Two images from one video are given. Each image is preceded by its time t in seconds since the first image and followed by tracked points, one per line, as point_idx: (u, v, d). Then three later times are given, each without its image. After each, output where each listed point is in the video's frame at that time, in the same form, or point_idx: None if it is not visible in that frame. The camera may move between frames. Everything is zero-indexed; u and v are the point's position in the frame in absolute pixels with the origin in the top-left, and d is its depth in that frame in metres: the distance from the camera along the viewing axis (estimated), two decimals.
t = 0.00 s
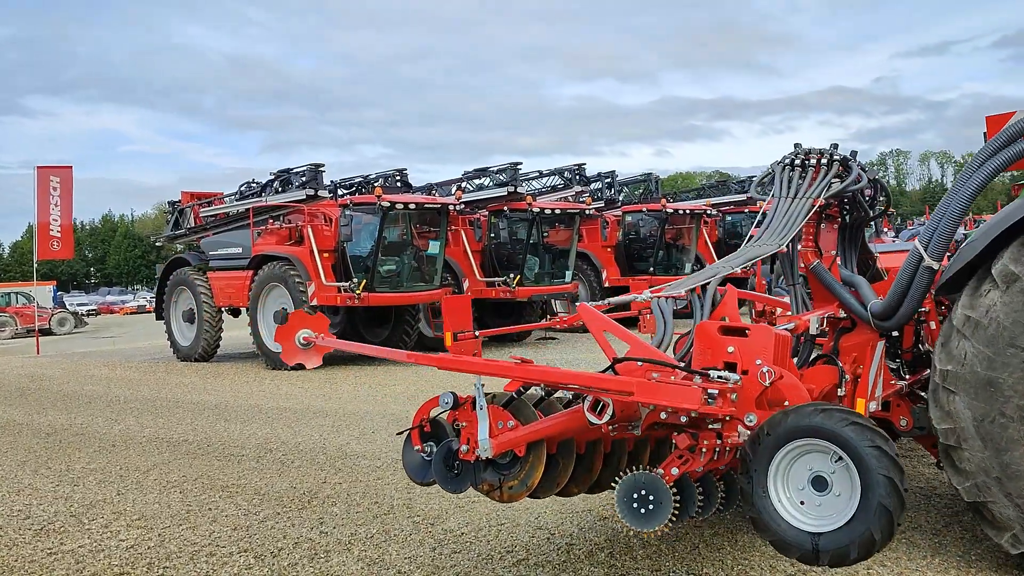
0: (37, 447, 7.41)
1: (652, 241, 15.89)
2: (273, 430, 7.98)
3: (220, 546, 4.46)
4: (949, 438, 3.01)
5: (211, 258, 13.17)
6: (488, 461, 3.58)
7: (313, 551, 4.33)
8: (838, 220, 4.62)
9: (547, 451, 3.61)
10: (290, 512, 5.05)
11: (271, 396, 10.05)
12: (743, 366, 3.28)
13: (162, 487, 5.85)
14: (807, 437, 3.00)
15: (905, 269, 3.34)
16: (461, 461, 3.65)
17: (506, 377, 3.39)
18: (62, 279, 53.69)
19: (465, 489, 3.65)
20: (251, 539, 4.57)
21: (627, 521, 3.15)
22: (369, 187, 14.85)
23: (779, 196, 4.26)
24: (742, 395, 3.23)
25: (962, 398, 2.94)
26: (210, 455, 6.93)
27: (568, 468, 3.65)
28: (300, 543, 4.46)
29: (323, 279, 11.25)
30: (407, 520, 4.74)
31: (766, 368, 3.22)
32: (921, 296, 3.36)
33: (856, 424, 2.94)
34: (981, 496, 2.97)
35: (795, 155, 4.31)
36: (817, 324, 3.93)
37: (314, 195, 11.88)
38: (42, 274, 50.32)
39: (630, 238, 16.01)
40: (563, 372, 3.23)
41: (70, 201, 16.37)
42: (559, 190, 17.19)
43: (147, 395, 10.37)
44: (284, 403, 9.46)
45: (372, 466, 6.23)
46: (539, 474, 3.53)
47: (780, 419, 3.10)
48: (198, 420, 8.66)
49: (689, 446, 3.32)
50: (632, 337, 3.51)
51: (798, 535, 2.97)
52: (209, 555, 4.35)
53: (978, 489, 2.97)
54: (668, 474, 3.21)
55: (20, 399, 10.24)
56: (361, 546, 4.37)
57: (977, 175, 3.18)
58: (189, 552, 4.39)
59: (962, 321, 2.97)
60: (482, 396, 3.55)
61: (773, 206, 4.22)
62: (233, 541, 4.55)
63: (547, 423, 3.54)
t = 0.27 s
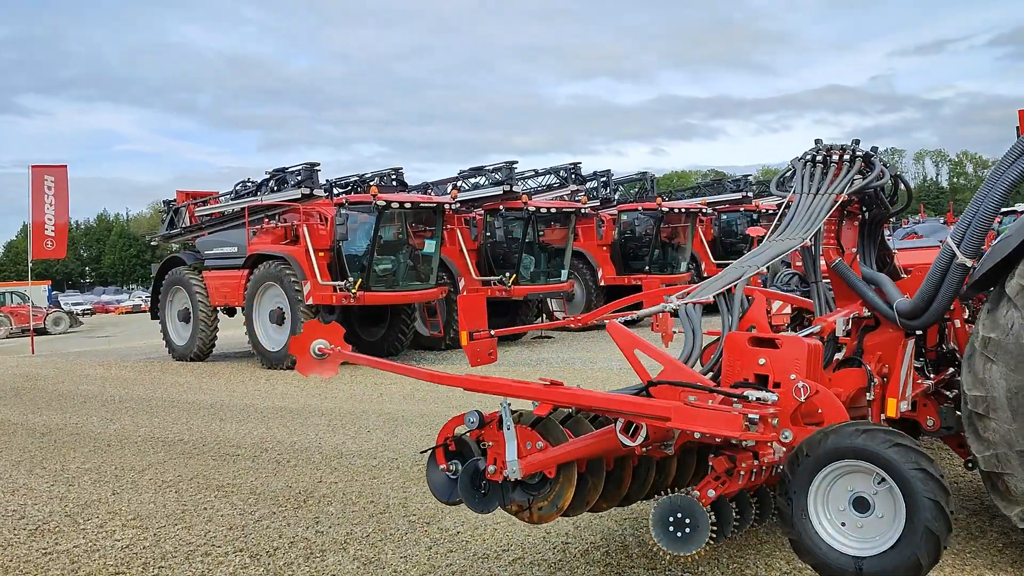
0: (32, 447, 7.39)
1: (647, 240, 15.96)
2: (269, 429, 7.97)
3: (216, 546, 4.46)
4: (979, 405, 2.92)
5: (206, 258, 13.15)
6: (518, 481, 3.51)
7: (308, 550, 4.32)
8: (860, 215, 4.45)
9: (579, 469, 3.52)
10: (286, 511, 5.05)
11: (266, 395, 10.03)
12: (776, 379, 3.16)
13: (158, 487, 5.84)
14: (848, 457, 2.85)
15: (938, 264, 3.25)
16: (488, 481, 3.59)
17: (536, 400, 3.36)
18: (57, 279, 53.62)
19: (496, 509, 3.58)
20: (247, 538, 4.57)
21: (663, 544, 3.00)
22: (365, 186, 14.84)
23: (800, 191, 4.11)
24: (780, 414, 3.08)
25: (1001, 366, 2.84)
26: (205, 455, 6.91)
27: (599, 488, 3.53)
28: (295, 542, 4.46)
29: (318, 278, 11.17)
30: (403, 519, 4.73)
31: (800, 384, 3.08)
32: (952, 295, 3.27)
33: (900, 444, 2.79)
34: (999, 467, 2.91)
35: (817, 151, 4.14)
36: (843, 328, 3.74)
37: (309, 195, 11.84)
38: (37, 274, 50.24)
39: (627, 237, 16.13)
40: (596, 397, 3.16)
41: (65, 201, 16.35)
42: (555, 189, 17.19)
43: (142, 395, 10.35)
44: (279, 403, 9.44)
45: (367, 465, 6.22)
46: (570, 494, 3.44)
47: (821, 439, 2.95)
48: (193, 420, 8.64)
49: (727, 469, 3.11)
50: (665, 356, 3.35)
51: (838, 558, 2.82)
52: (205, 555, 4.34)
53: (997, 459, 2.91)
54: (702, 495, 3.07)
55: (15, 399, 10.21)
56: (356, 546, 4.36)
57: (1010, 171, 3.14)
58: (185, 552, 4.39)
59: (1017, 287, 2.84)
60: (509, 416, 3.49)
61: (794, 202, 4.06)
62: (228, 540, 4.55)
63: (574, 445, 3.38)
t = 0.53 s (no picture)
0: (24, 446, 7.31)
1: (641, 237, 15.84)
2: (262, 428, 7.91)
3: (208, 545, 4.40)
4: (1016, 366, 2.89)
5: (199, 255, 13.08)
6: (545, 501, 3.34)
7: (301, 549, 4.27)
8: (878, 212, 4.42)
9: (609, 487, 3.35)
10: (280, 510, 4.98)
11: (259, 393, 9.97)
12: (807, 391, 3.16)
13: (150, 486, 5.76)
14: (889, 478, 2.77)
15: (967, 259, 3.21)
16: (515, 500, 3.40)
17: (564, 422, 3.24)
18: (49, 277, 53.40)
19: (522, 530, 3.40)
20: (240, 537, 4.51)
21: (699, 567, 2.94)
22: (359, 184, 14.77)
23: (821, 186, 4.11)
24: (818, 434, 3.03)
25: None
26: (198, 453, 6.84)
27: (629, 504, 3.39)
28: (288, 541, 4.41)
29: (312, 277, 11.16)
30: (397, 518, 4.69)
31: (834, 398, 3.08)
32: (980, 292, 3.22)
33: (944, 465, 2.71)
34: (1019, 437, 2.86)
35: (837, 147, 4.20)
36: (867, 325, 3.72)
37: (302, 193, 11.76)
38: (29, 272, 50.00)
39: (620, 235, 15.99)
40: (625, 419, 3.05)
41: (56, 198, 16.23)
42: (549, 186, 17.15)
43: (135, 393, 10.27)
44: (273, 401, 9.38)
45: (361, 464, 6.16)
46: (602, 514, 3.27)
47: (859, 457, 2.88)
48: (186, 419, 8.57)
49: (764, 491, 3.05)
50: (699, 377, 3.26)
51: None
52: (198, 554, 4.28)
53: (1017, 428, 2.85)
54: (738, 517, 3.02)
55: (7, 397, 10.12)
56: (350, 544, 4.31)
57: None
58: (177, 551, 4.32)
59: None
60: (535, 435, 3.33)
61: (815, 196, 4.06)
62: (221, 539, 4.49)
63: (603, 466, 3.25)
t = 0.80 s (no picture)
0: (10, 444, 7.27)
1: (630, 233, 16.36)
2: (251, 425, 7.89)
3: (197, 542, 4.39)
4: None
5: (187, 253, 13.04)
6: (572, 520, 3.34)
7: (289, 547, 4.28)
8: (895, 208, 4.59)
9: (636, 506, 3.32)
10: (269, 507, 4.98)
11: (248, 391, 9.94)
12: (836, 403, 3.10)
13: (139, 483, 5.75)
14: (924, 499, 2.67)
15: (993, 255, 3.31)
16: (539, 518, 3.41)
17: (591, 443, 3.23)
18: (35, 274, 53.12)
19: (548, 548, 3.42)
20: (228, 534, 4.51)
21: None
22: (347, 181, 14.74)
23: (837, 180, 4.00)
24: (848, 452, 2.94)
25: None
26: (186, 451, 6.82)
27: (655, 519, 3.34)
28: (277, 538, 4.43)
29: (301, 273, 11.11)
30: (385, 514, 4.72)
31: (865, 412, 3.02)
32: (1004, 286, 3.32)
33: (983, 486, 2.61)
34: None
35: (853, 140, 4.07)
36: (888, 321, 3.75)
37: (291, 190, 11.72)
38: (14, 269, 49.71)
39: (609, 231, 16.52)
40: (656, 445, 3.00)
41: (42, 194, 16.13)
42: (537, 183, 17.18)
43: (123, 391, 10.23)
44: (262, 399, 9.36)
45: (350, 461, 6.16)
46: (628, 533, 3.27)
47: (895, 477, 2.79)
48: (175, 416, 8.54)
49: (799, 514, 2.91)
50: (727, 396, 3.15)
51: None
52: (186, 551, 4.28)
53: None
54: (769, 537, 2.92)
55: None
56: (339, 541, 4.35)
57: None
58: (166, 548, 4.32)
59: None
60: (558, 454, 3.36)
61: (831, 190, 3.97)
62: (209, 535, 4.49)
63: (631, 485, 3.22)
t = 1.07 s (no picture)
0: None
1: (609, 228, 16.17)
2: (230, 420, 7.75)
3: (174, 541, 4.28)
4: None
5: (161, 247, 12.85)
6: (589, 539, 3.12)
7: (271, 548, 4.18)
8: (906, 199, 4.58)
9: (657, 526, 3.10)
10: (249, 505, 4.87)
11: (226, 386, 9.78)
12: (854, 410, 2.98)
13: (114, 480, 5.59)
14: (949, 515, 2.60)
15: (1004, 248, 3.36)
16: (555, 535, 3.20)
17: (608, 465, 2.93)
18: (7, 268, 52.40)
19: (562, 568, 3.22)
20: (206, 532, 4.43)
21: None
22: (324, 175, 14.57)
23: (844, 172, 4.10)
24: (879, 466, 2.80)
25: None
26: (163, 447, 6.67)
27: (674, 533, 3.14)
28: (256, 536, 4.36)
29: (278, 269, 10.91)
30: (369, 512, 4.68)
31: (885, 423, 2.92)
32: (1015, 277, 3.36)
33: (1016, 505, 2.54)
34: None
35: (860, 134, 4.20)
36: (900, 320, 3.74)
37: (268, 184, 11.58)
38: None
39: (588, 225, 16.37)
40: (679, 467, 2.73)
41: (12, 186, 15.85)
42: (517, 177, 17.17)
43: (98, 387, 10.03)
44: (242, 395, 9.20)
45: (333, 457, 6.05)
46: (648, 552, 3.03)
47: (921, 494, 2.71)
48: (151, 412, 8.37)
49: (824, 533, 2.83)
50: (750, 414, 2.91)
51: None
52: (165, 551, 4.17)
53: None
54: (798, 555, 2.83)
55: None
56: (318, 537, 4.33)
57: None
58: (143, 548, 4.21)
59: None
60: (574, 470, 3.12)
61: (839, 180, 4.05)
62: (186, 534, 4.39)
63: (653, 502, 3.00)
